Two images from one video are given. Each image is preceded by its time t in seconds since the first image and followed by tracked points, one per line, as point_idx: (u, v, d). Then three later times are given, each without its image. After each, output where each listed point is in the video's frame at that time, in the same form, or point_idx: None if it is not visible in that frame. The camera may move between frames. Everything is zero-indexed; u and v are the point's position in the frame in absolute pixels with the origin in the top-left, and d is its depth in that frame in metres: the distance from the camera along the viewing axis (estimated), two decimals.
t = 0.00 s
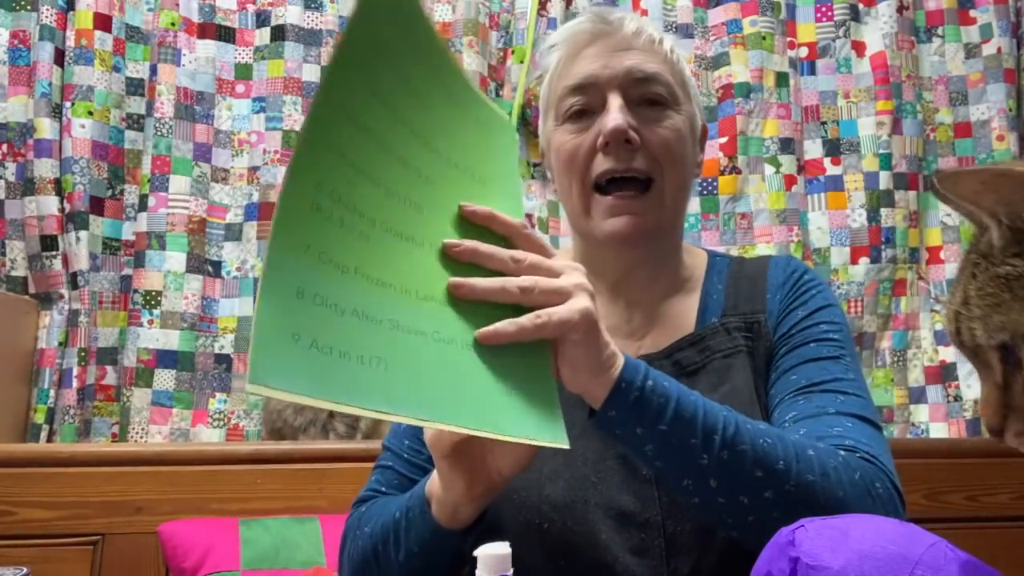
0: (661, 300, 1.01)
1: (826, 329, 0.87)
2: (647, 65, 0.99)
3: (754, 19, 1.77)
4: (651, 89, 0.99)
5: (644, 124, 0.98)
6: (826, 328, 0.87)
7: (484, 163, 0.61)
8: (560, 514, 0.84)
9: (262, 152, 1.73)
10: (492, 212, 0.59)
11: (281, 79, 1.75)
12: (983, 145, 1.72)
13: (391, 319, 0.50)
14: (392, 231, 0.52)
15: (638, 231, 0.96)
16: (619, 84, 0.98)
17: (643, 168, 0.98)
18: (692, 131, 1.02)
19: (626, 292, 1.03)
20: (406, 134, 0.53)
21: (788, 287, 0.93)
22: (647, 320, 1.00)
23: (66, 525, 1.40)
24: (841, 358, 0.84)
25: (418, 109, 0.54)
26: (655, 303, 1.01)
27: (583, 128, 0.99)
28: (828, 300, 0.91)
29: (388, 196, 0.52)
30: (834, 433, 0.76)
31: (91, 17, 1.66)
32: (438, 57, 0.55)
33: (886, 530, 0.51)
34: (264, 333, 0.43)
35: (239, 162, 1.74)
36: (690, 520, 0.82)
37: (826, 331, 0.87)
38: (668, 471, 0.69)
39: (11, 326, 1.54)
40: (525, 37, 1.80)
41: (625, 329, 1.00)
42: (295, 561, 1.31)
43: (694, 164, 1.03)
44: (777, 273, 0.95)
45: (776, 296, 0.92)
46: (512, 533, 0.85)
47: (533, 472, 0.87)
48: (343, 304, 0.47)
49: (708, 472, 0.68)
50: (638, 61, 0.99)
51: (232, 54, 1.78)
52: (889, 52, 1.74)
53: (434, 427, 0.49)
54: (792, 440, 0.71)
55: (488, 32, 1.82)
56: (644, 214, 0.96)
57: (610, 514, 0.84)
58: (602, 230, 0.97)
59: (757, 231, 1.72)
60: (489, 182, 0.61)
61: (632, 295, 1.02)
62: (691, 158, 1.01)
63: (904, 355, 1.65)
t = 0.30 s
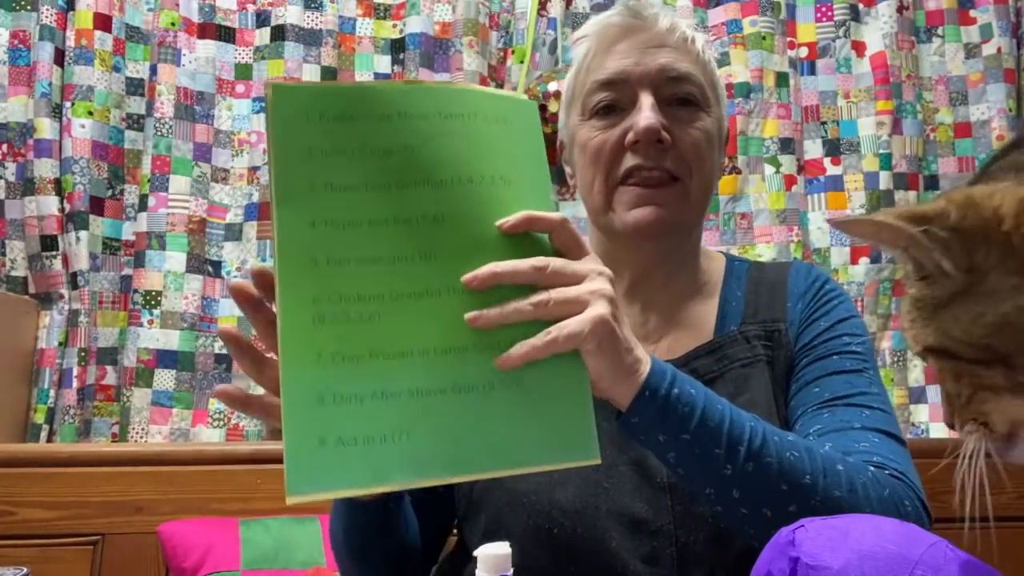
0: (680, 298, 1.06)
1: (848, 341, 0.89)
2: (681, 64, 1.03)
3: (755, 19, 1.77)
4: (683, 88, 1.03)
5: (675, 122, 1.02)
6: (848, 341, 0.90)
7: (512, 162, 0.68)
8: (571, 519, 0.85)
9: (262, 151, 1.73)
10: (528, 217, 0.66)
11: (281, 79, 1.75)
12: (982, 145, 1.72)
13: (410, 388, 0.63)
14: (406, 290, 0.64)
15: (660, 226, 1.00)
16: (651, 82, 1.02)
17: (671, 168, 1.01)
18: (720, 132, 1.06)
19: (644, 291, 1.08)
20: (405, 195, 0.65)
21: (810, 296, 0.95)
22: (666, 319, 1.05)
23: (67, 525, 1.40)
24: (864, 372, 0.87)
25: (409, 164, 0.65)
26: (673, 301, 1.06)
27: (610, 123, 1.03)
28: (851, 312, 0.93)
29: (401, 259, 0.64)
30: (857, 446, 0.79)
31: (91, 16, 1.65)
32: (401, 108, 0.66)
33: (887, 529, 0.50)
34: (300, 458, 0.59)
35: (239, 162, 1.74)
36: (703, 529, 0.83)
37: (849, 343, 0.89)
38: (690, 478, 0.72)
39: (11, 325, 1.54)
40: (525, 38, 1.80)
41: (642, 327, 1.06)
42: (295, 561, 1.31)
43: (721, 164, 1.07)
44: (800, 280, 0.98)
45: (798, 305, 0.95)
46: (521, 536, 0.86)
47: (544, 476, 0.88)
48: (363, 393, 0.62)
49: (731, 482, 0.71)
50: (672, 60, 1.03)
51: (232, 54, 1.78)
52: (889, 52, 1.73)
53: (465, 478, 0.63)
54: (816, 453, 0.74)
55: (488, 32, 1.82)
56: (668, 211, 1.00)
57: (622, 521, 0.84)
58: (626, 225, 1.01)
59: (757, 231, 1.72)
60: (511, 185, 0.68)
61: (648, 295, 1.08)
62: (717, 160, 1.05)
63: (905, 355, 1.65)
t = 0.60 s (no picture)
0: (695, 299, 1.07)
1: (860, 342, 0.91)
2: (703, 65, 1.04)
3: (755, 19, 1.77)
4: (704, 90, 1.04)
5: (695, 124, 1.03)
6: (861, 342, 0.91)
7: (517, 163, 0.67)
8: (580, 522, 0.85)
9: (262, 151, 1.73)
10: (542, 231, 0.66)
11: (281, 79, 1.75)
12: (982, 145, 1.72)
13: (421, 404, 0.66)
14: (412, 304, 0.66)
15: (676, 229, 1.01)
16: (672, 84, 1.03)
17: (689, 172, 1.02)
18: (740, 135, 1.07)
19: (656, 292, 1.08)
20: (410, 208, 0.67)
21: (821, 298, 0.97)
22: (680, 319, 1.06)
23: (68, 525, 1.40)
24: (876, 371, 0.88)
25: (413, 175, 0.67)
26: (688, 302, 1.07)
27: (629, 125, 1.04)
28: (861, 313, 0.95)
29: (407, 272, 0.67)
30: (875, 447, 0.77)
31: (91, 17, 1.66)
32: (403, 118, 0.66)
33: (888, 529, 0.51)
34: (324, 470, 0.65)
35: (239, 162, 1.74)
36: (715, 535, 0.83)
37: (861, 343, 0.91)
38: (713, 487, 0.70)
39: (11, 325, 1.54)
40: (525, 38, 1.80)
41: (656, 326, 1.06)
42: (295, 561, 1.31)
43: (740, 167, 1.07)
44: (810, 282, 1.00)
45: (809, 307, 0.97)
46: (531, 538, 0.86)
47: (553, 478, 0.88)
48: (378, 411, 0.66)
49: (757, 490, 0.69)
50: (694, 61, 1.03)
51: (232, 54, 1.78)
52: (889, 52, 1.73)
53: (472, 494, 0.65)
54: (843, 461, 0.73)
55: (488, 32, 1.82)
56: (685, 214, 1.01)
57: (633, 525, 0.84)
58: (640, 227, 1.02)
59: (756, 231, 1.72)
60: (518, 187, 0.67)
61: (660, 295, 1.08)
62: (737, 163, 1.06)
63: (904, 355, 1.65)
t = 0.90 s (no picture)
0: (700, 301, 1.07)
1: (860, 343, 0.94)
2: (709, 66, 1.04)
3: (755, 19, 1.77)
4: (709, 91, 1.04)
5: (700, 126, 1.03)
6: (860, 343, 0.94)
7: (523, 165, 0.67)
8: (583, 524, 0.85)
9: (262, 151, 1.73)
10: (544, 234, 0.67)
11: (281, 79, 1.75)
12: (982, 145, 1.72)
13: (433, 406, 0.66)
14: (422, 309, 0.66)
15: (682, 232, 1.02)
16: (678, 85, 1.03)
17: (692, 176, 1.02)
18: (746, 135, 1.07)
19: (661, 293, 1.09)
20: (415, 212, 0.66)
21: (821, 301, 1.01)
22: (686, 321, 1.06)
23: (67, 525, 1.40)
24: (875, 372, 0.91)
25: (420, 177, 0.66)
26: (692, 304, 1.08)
27: (634, 128, 1.04)
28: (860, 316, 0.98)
29: (416, 278, 0.66)
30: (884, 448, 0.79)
31: (91, 17, 1.65)
32: (407, 120, 0.65)
33: (886, 530, 0.50)
34: (335, 479, 0.64)
35: (239, 162, 1.74)
36: (718, 536, 0.83)
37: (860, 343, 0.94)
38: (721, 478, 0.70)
39: (10, 325, 1.54)
40: (525, 38, 1.80)
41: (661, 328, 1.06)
42: (295, 561, 1.30)
43: (746, 167, 1.08)
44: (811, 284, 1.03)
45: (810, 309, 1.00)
46: (532, 539, 0.86)
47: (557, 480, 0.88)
48: (390, 415, 0.66)
49: (768, 482, 0.70)
50: (699, 62, 1.03)
51: (232, 54, 1.78)
52: (889, 52, 1.73)
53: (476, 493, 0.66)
54: (849, 465, 0.74)
55: (488, 32, 1.82)
56: (688, 218, 1.01)
57: (636, 527, 0.84)
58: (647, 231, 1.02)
59: (756, 231, 1.72)
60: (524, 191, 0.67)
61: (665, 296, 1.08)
62: (742, 164, 1.06)
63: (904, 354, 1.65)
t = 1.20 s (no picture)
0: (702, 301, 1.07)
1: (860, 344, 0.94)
2: (707, 64, 1.03)
3: (755, 19, 1.76)
4: (706, 90, 1.04)
5: (698, 125, 1.03)
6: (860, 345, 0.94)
7: (523, 164, 0.66)
8: (585, 526, 0.85)
9: (262, 151, 1.73)
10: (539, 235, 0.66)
11: (281, 79, 1.75)
12: (982, 145, 1.72)
13: (438, 409, 0.66)
14: (424, 311, 0.66)
15: (681, 231, 1.02)
16: (675, 84, 1.03)
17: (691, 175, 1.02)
18: (745, 134, 1.07)
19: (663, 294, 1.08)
20: (418, 210, 0.65)
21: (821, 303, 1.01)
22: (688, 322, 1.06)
23: (68, 525, 1.40)
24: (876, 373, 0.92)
25: (423, 175, 0.65)
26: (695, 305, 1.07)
27: (632, 128, 1.04)
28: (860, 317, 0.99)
29: (419, 279, 0.66)
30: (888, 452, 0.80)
31: (91, 16, 1.65)
32: (407, 116, 0.63)
33: (886, 531, 0.50)
34: (338, 478, 0.65)
35: (239, 162, 1.74)
36: (720, 537, 0.83)
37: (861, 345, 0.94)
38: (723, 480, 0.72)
39: (10, 325, 1.54)
40: (525, 37, 1.80)
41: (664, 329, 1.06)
42: (295, 561, 1.30)
43: (745, 166, 1.08)
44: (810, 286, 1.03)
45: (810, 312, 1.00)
46: (534, 540, 0.86)
47: (558, 480, 0.88)
48: (394, 418, 0.66)
49: (769, 483, 0.72)
50: (697, 61, 1.03)
51: (232, 54, 1.78)
52: (889, 52, 1.73)
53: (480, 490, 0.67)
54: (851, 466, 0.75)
55: (488, 32, 1.82)
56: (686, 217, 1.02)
57: (637, 528, 0.84)
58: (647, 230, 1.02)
59: (756, 231, 1.72)
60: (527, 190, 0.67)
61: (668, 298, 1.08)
62: (740, 163, 1.06)
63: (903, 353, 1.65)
